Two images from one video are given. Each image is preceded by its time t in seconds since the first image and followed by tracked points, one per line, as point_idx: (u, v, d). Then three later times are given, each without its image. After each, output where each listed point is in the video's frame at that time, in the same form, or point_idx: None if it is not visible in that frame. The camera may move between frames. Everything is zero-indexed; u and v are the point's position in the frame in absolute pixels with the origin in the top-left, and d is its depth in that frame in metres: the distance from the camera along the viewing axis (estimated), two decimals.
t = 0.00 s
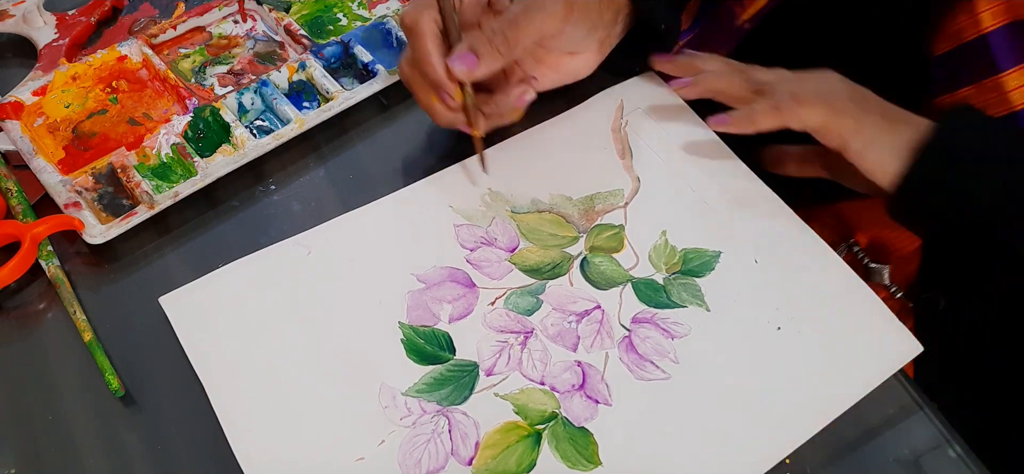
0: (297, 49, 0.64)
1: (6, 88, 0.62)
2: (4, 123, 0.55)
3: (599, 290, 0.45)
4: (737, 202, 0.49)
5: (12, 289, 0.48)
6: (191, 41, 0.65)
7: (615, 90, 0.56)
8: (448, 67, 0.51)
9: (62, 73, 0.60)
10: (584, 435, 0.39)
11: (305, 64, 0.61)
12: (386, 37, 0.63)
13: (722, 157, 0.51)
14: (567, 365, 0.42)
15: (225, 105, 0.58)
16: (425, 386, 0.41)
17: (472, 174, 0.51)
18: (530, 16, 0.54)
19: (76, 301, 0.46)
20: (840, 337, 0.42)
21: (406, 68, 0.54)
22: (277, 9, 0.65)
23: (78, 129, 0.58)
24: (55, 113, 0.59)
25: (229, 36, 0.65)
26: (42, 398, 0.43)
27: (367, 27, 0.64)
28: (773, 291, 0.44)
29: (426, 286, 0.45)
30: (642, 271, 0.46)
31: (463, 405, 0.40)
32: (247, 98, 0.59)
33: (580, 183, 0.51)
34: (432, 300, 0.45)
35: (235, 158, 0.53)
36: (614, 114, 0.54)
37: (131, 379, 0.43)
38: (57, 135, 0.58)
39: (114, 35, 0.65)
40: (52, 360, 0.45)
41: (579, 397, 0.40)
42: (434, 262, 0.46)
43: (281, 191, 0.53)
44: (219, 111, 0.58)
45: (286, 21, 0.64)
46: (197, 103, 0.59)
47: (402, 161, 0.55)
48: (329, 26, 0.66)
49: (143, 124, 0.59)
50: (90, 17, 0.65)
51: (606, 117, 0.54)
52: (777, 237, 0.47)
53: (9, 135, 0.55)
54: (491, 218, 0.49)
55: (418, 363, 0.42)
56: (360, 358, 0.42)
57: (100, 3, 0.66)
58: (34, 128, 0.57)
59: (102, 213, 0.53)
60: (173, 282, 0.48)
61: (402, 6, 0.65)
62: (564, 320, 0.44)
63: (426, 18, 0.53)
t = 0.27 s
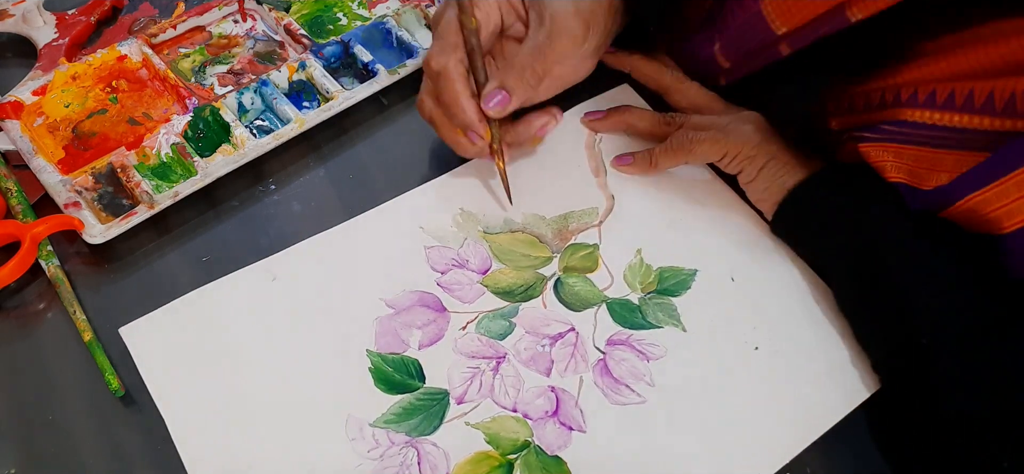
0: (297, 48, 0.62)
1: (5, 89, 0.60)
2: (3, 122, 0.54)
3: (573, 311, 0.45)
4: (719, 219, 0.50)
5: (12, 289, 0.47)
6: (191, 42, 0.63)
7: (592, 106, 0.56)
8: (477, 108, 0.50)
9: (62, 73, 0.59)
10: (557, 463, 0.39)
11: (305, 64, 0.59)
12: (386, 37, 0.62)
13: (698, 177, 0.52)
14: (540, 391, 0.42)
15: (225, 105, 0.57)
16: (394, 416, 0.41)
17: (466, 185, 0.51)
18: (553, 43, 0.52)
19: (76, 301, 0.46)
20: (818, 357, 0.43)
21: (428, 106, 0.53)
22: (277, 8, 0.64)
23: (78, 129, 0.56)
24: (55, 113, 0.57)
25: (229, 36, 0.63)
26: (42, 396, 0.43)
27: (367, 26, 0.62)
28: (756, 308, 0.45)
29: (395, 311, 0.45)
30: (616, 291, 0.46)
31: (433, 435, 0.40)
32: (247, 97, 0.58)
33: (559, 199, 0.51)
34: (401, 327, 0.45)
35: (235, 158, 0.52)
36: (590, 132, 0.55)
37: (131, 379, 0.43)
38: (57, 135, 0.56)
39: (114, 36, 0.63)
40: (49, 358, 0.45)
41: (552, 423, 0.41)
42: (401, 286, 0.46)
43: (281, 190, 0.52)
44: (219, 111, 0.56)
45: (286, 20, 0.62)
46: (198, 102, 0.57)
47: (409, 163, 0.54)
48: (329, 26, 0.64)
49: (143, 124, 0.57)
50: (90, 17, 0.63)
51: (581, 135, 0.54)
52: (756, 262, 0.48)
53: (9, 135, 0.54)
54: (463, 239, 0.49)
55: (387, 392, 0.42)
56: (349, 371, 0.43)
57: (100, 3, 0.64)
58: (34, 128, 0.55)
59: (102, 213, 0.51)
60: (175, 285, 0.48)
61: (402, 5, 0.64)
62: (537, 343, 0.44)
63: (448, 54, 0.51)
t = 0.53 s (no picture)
0: (297, 48, 0.62)
1: (5, 88, 0.60)
2: (3, 122, 0.54)
3: (572, 311, 0.45)
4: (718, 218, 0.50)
5: (12, 289, 0.47)
6: (191, 41, 0.63)
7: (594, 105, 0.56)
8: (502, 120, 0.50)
9: (62, 73, 0.59)
10: (554, 463, 0.39)
11: (305, 64, 0.59)
12: (386, 37, 0.62)
13: (698, 178, 0.52)
14: (538, 391, 0.42)
15: (225, 105, 0.57)
16: (391, 415, 0.41)
17: (466, 184, 0.51)
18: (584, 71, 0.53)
19: (76, 301, 0.46)
20: (815, 354, 0.44)
21: (448, 103, 0.51)
22: (277, 8, 0.64)
23: (77, 129, 0.56)
24: (55, 113, 0.57)
25: (228, 36, 0.63)
26: (42, 396, 0.43)
27: (367, 26, 0.62)
28: (755, 307, 0.45)
29: (393, 310, 0.45)
30: (616, 292, 0.46)
31: (431, 435, 0.40)
32: (247, 97, 0.58)
33: (559, 198, 0.51)
34: (399, 325, 0.44)
35: (235, 158, 0.52)
36: (591, 131, 0.55)
37: (131, 379, 0.43)
38: (57, 134, 0.56)
39: (114, 35, 0.63)
40: (49, 359, 0.44)
41: (549, 424, 0.41)
42: (401, 286, 0.46)
43: (281, 190, 0.52)
44: (219, 111, 0.56)
45: (286, 20, 0.62)
46: (198, 102, 0.57)
47: (408, 163, 0.54)
48: (329, 26, 0.64)
49: (142, 123, 0.57)
50: (90, 17, 0.63)
51: (581, 135, 0.54)
52: (754, 262, 0.48)
53: (9, 135, 0.54)
54: (462, 239, 0.48)
55: (384, 390, 0.42)
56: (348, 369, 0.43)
57: (99, 2, 0.64)
58: (34, 128, 0.55)
59: (102, 213, 0.51)
60: (174, 285, 0.48)
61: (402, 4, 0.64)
62: (536, 343, 0.44)
63: (480, 64, 0.50)
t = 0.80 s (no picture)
0: (297, 49, 0.62)
1: (5, 89, 0.60)
2: (3, 122, 0.54)
3: (571, 311, 0.45)
4: (717, 217, 0.50)
5: (12, 289, 0.47)
6: (191, 41, 0.63)
7: (593, 104, 0.56)
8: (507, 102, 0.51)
9: (62, 73, 0.58)
10: (554, 463, 0.39)
11: (305, 64, 0.59)
12: (386, 37, 0.62)
13: (697, 178, 0.52)
14: (538, 390, 0.42)
15: (225, 105, 0.57)
16: (391, 414, 0.41)
17: (466, 183, 0.51)
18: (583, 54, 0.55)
19: (76, 301, 0.46)
20: (815, 353, 0.44)
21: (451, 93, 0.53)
22: (277, 8, 0.64)
23: (77, 129, 0.56)
24: (54, 113, 0.57)
25: (228, 36, 0.63)
26: (42, 396, 0.43)
27: (367, 27, 0.62)
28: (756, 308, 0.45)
29: (392, 310, 0.45)
30: (615, 292, 0.46)
31: (430, 434, 0.40)
32: (247, 97, 0.58)
33: (559, 197, 0.51)
34: (399, 325, 0.44)
35: (235, 158, 0.52)
36: (591, 131, 0.54)
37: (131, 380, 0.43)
38: (57, 135, 0.56)
39: (114, 35, 0.63)
40: (50, 359, 0.44)
41: (549, 423, 0.41)
42: (401, 285, 0.46)
43: (281, 191, 0.52)
44: (219, 111, 0.56)
45: (286, 20, 0.62)
46: (198, 102, 0.57)
47: (408, 163, 0.54)
48: (329, 26, 0.64)
49: (142, 123, 0.57)
50: (90, 17, 0.63)
51: (581, 135, 0.54)
52: (754, 262, 0.48)
53: (9, 135, 0.54)
54: (462, 238, 0.48)
55: (383, 390, 0.42)
56: (348, 368, 0.43)
57: (99, 2, 0.64)
58: (34, 128, 0.55)
59: (102, 213, 0.51)
60: (174, 284, 0.48)
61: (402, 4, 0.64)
62: (536, 343, 0.44)
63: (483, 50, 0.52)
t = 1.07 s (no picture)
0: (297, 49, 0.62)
1: (5, 89, 0.60)
2: (3, 123, 0.54)
3: (570, 310, 0.45)
4: (716, 216, 0.50)
5: (13, 289, 0.47)
6: (191, 41, 0.63)
7: (592, 103, 0.56)
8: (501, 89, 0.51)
9: (62, 73, 0.58)
10: (552, 461, 0.39)
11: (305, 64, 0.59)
12: (386, 37, 0.62)
13: (696, 178, 0.52)
14: (536, 389, 0.42)
15: (225, 105, 0.57)
16: (389, 413, 0.41)
17: (466, 181, 0.51)
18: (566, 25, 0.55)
19: (76, 301, 0.46)
20: (815, 352, 0.44)
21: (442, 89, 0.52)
22: (277, 8, 0.64)
23: (77, 129, 0.56)
24: (55, 113, 0.57)
25: (229, 36, 0.63)
26: (43, 395, 0.43)
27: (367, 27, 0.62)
28: (756, 307, 0.45)
29: (391, 308, 0.45)
30: (614, 291, 0.46)
31: (428, 433, 0.40)
32: (247, 97, 0.58)
33: (559, 196, 0.51)
34: (398, 323, 0.44)
35: (235, 158, 0.52)
36: (590, 130, 0.54)
37: (131, 379, 0.43)
38: (57, 135, 0.56)
39: (114, 35, 0.63)
40: (50, 358, 0.44)
41: (547, 422, 0.41)
42: (400, 284, 0.46)
43: (281, 190, 0.52)
44: (219, 111, 0.56)
45: (286, 20, 0.62)
46: (197, 102, 0.57)
47: (408, 163, 0.54)
48: (329, 26, 0.64)
49: (142, 123, 0.57)
50: (90, 17, 0.63)
51: (580, 134, 0.54)
52: (754, 261, 0.48)
53: (9, 136, 0.54)
54: (460, 237, 0.48)
55: (382, 388, 0.42)
56: (347, 367, 0.43)
57: (100, 2, 0.64)
58: (34, 128, 0.55)
59: (102, 213, 0.51)
60: (173, 284, 0.48)
61: (403, 4, 0.64)
62: (534, 342, 0.44)
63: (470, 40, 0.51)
